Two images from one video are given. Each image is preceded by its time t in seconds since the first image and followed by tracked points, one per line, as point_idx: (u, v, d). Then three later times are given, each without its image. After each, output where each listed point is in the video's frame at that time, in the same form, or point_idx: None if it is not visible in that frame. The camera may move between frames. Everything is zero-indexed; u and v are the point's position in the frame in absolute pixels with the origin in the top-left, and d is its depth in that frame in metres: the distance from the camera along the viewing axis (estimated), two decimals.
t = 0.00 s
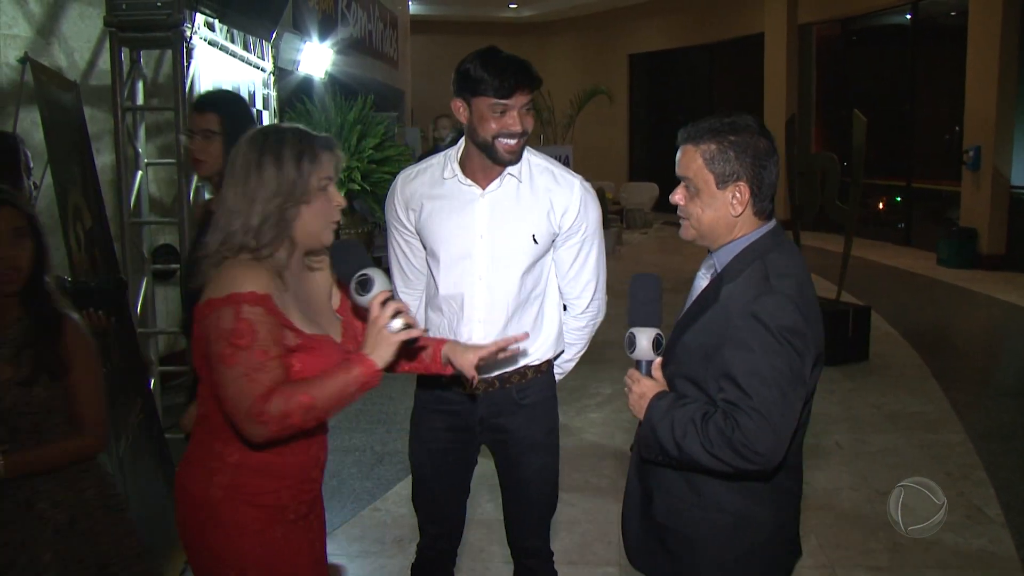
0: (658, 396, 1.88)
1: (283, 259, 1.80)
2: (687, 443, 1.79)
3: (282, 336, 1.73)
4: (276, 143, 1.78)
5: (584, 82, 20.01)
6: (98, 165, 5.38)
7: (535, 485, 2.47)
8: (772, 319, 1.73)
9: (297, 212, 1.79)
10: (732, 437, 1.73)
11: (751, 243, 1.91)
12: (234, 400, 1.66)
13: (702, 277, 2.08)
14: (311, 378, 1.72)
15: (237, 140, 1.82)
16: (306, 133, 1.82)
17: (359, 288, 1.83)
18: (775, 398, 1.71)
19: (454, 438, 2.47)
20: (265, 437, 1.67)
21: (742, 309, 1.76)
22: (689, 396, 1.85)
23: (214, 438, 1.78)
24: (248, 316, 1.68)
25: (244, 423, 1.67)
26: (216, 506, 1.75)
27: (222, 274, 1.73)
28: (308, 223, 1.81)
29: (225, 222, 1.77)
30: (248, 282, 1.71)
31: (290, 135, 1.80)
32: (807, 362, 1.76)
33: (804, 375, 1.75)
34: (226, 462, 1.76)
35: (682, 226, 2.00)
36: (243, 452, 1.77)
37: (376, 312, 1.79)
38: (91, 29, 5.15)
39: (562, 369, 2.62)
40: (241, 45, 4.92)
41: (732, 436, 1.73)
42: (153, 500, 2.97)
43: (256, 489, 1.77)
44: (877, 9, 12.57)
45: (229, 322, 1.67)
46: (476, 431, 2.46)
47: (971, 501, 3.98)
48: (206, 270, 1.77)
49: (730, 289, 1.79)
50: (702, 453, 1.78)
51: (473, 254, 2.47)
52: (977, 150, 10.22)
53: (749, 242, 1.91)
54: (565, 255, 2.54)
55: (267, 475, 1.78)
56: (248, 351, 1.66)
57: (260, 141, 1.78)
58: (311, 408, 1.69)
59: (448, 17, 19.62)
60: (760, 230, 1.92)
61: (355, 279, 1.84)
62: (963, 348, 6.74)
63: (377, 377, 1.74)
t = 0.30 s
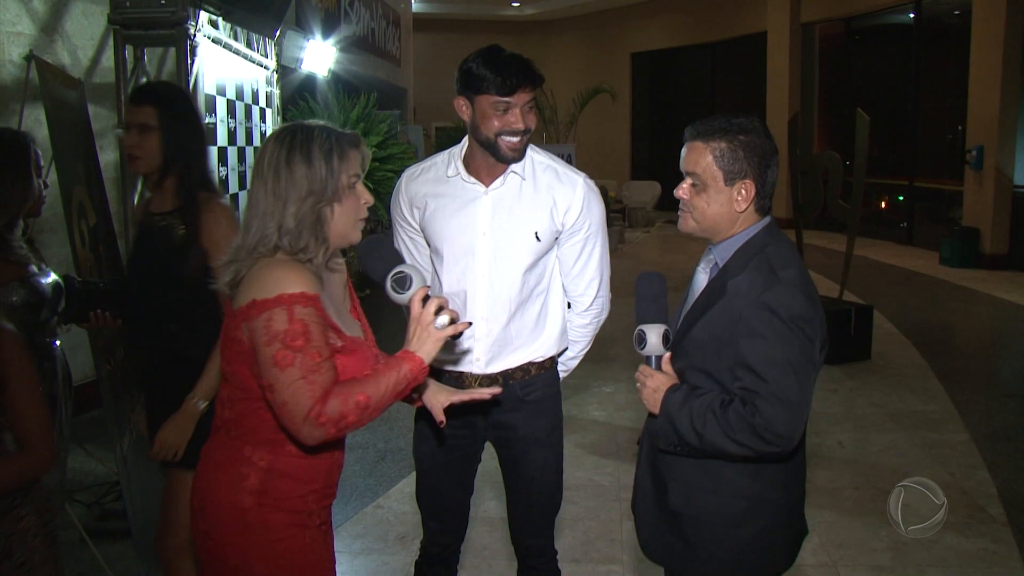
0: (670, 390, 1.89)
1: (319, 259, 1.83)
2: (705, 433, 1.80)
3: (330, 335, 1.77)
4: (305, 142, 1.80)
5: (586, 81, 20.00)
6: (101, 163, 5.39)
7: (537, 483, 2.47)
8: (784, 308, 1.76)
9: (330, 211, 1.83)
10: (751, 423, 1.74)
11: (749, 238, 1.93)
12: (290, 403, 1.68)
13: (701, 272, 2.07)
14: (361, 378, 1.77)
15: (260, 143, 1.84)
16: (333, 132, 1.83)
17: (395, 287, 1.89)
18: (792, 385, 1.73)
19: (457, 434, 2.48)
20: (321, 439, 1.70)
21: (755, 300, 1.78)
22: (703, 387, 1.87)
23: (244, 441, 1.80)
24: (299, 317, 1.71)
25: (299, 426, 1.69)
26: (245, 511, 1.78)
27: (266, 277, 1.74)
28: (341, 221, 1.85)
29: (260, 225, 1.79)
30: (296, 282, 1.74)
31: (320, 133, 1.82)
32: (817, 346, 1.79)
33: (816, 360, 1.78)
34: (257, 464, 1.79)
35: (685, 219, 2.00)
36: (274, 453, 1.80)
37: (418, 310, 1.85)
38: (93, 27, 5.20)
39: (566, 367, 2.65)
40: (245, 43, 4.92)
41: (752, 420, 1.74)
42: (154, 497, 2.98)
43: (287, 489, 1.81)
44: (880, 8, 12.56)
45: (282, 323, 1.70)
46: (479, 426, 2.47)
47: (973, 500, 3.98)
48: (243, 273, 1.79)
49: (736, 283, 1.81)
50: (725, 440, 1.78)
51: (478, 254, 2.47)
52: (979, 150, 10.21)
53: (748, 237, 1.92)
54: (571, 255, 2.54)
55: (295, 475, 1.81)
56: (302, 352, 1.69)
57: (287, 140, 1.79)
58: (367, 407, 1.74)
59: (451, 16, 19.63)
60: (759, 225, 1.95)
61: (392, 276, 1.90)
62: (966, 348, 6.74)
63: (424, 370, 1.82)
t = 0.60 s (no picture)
0: (689, 383, 1.88)
1: (326, 252, 1.84)
2: (733, 419, 1.80)
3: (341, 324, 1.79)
4: (311, 134, 1.80)
5: (590, 76, 19.96)
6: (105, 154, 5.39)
7: (547, 476, 2.48)
8: (799, 287, 1.80)
9: (338, 202, 1.84)
10: (780, 404, 1.76)
11: (742, 232, 1.95)
12: (306, 395, 1.69)
13: (702, 272, 2.07)
14: (373, 369, 1.79)
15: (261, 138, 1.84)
16: (339, 124, 1.84)
17: (402, 279, 1.99)
18: (813, 364, 1.77)
19: (468, 428, 2.48)
20: (336, 430, 1.71)
21: (770, 287, 1.80)
22: (720, 377, 1.87)
23: (256, 436, 1.80)
24: (313, 308, 1.71)
25: (314, 418, 1.70)
26: (261, 504, 1.79)
27: (277, 268, 1.74)
28: (349, 213, 1.87)
29: (266, 221, 1.80)
30: (311, 273, 1.74)
31: (326, 124, 1.83)
32: (829, 322, 1.83)
33: (832, 338, 1.82)
34: (271, 457, 1.79)
35: (686, 217, 1.99)
36: (286, 446, 1.81)
37: (427, 300, 1.90)
38: (99, 17, 4.89)
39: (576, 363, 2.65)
40: (250, 35, 4.92)
41: (779, 400, 1.76)
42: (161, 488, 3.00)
43: (303, 478, 1.82)
44: (886, 4, 12.52)
45: (297, 315, 1.70)
46: (491, 421, 2.48)
47: (976, 497, 3.99)
48: (249, 265, 1.80)
49: (745, 273, 1.84)
50: (750, 424, 1.79)
51: (497, 248, 2.46)
52: (984, 147, 10.18)
53: (749, 228, 1.95)
54: (587, 254, 2.56)
55: (308, 463, 1.83)
56: (318, 344, 1.70)
57: (294, 133, 1.80)
58: (382, 396, 1.77)
59: (456, 10, 19.59)
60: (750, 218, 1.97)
61: (398, 268, 2.00)
62: (969, 345, 6.74)
63: (434, 358, 1.86)
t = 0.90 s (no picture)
0: (701, 376, 1.88)
1: (313, 234, 1.84)
2: (745, 409, 1.79)
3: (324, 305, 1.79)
4: (291, 118, 1.81)
5: (598, 67, 19.91)
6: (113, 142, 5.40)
7: (554, 465, 2.49)
8: (809, 274, 1.80)
9: (323, 182, 1.84)
10: (795, 392, 1.76)
11: (749, 225, 1.95)
12: (283, 376, 1.70)
13: (708, 268, 2.06)
14: (352, 351, 1.80)
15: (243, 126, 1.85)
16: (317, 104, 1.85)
17: (384, 262, 2.02)
18: (828, 348, 1.77)
19: (476, 415, 2.49)
20: (312, 409, 1.72)
21: (779, 276, 1.81)
22: (732, 369, 1.87)
23: (253, 419, 1.81)
24: (294, 291, 1.72)
25: (293, 398, 1.71)
26: (260, 486, 1.79)
27: (261, 250, 1.75)
28: (335, 190, 1.87)
29: (253, 206, 1.80)
30: (293, 256, 1.74)
31: (304, 105, 1.84)
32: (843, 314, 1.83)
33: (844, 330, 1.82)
34: (268, 439, 1.80)
35: (692, 211, 1.98)
36: (283, 427, 1.81)
37: (406, 288, 1.91)
38: (106, 7, 5.15)
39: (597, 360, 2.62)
40: (257, 24, 4.91)
41: (795, 387, 1.76)
42: (167, 475, 3.01)
43: (299, 461, 1.83)
44: None
45: (278, 298, 1.71)
46: (500, 407, 2.48)
47: (980, 492, 3.99)
48: (236, 251, 1.80)
49: (756, 263, 1.85)
50: (765, 413, 1.78)
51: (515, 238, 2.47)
52: (992, 142, 10.14)
53: (754, 222, 1.94)
54: (613, 252, 2.54)
55: (306, 446, 1.83)
56: (297, 327, 1.71)
57: (272, 118, 1.81)
58: (357, 379, 1.77)
59: None
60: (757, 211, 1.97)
61: (381, 253, 2.03)
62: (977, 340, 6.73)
63: (412, 341, 1.85)
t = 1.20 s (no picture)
0: (697, 369, 1.91)
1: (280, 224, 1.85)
2: (733, 408, 1.81)
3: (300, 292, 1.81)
4: (259, 115, 1.82)
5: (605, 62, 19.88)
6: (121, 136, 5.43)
7: (558, 458, 2.50)
8: (814, 281, 1.79)
9: (290, 176, 1.85)
10: (781, 397, 1.77)
11: (769, 217, 1.95)
12: (260, 359, 1.72)
13: (723, 254, 2.07)
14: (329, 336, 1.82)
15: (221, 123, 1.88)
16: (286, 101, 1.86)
17: (361, 251, 1.95)
18: (821, 359, 1.77)
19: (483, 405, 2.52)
20: (288, 392, 1.74)
21: (782, 275, 1.81)
22: (728, 365, 1.88)
23: (243, 405, 1.83)
24: (267, 278, 1.74)
25: (271, 381, 1.73)
26: (253, 469, 1.81)
27: (227, 242, 1.78)
28: (299, 185, 1.86)
29: (219, 194, 1.83)
30: (263, 244, 1.77)
31: (270, 102, 1.84)
32: (845, 319, 1.82)
33: (844, 336, 1.81)
34: (258, 424, 1.82)
35: (705, 197, 2.01)
36: (272, 412, 1.83)
37: (382, 274, 1.90)
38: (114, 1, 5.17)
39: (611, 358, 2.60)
40: (265, 18, 4.92)
41: (782, 395, 1.77)
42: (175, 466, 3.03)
43: (289, 446, 1.84)
44: None
45: (252, 285, 1.73)
46: (505, 398, 2.51)
47: (984, 488, 3.99)
48: (209, 242, 1.83)
49: (761, 260, 1.85)
50: (750, 413, 1.80)
51: (523, 231, 2.49)
52: (1000, 138, 10.11)
53: (770, 215, 1.94)
54: (626, 252, 2.51)
55: (296, 432, 1.85)
56: (271, 312, 1.73)
57: (241, 115, 1.83)
58: (334, 362, 1.79)
59: None
60: (778, 205, 1.96)
61: (358, 241, 1.97)
62: (984, 337, 6.72)
63: (385, 328, 1.85)
